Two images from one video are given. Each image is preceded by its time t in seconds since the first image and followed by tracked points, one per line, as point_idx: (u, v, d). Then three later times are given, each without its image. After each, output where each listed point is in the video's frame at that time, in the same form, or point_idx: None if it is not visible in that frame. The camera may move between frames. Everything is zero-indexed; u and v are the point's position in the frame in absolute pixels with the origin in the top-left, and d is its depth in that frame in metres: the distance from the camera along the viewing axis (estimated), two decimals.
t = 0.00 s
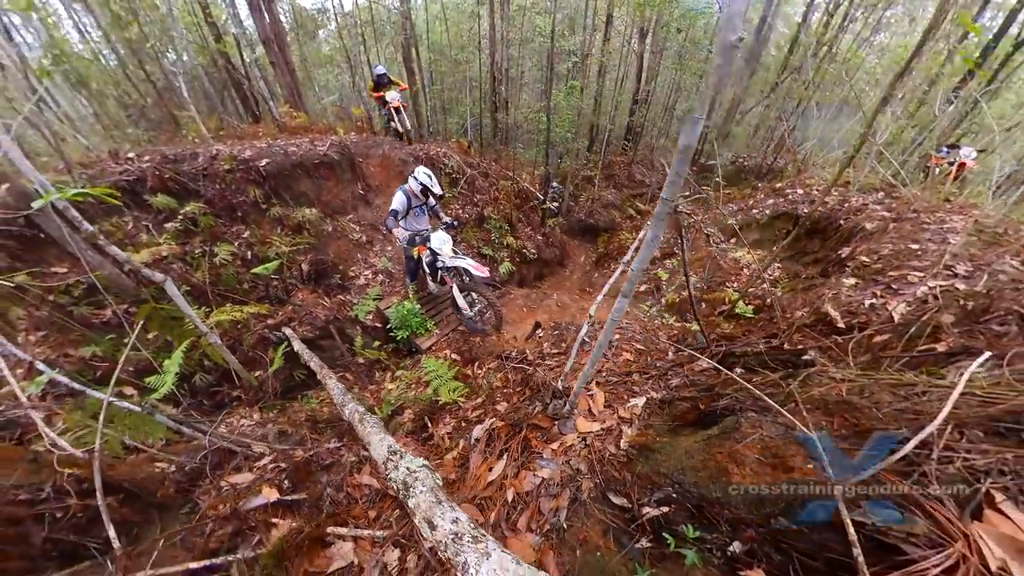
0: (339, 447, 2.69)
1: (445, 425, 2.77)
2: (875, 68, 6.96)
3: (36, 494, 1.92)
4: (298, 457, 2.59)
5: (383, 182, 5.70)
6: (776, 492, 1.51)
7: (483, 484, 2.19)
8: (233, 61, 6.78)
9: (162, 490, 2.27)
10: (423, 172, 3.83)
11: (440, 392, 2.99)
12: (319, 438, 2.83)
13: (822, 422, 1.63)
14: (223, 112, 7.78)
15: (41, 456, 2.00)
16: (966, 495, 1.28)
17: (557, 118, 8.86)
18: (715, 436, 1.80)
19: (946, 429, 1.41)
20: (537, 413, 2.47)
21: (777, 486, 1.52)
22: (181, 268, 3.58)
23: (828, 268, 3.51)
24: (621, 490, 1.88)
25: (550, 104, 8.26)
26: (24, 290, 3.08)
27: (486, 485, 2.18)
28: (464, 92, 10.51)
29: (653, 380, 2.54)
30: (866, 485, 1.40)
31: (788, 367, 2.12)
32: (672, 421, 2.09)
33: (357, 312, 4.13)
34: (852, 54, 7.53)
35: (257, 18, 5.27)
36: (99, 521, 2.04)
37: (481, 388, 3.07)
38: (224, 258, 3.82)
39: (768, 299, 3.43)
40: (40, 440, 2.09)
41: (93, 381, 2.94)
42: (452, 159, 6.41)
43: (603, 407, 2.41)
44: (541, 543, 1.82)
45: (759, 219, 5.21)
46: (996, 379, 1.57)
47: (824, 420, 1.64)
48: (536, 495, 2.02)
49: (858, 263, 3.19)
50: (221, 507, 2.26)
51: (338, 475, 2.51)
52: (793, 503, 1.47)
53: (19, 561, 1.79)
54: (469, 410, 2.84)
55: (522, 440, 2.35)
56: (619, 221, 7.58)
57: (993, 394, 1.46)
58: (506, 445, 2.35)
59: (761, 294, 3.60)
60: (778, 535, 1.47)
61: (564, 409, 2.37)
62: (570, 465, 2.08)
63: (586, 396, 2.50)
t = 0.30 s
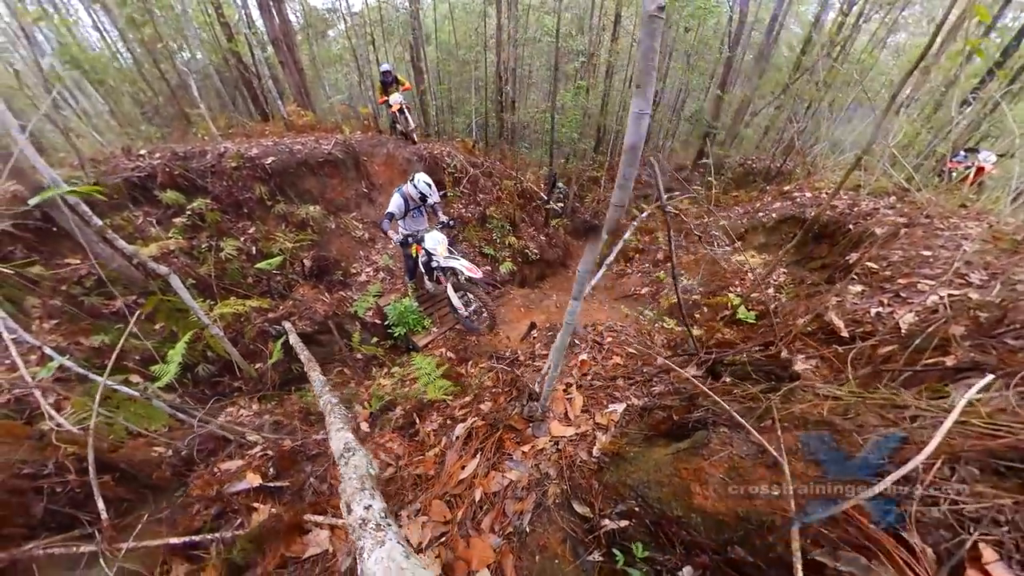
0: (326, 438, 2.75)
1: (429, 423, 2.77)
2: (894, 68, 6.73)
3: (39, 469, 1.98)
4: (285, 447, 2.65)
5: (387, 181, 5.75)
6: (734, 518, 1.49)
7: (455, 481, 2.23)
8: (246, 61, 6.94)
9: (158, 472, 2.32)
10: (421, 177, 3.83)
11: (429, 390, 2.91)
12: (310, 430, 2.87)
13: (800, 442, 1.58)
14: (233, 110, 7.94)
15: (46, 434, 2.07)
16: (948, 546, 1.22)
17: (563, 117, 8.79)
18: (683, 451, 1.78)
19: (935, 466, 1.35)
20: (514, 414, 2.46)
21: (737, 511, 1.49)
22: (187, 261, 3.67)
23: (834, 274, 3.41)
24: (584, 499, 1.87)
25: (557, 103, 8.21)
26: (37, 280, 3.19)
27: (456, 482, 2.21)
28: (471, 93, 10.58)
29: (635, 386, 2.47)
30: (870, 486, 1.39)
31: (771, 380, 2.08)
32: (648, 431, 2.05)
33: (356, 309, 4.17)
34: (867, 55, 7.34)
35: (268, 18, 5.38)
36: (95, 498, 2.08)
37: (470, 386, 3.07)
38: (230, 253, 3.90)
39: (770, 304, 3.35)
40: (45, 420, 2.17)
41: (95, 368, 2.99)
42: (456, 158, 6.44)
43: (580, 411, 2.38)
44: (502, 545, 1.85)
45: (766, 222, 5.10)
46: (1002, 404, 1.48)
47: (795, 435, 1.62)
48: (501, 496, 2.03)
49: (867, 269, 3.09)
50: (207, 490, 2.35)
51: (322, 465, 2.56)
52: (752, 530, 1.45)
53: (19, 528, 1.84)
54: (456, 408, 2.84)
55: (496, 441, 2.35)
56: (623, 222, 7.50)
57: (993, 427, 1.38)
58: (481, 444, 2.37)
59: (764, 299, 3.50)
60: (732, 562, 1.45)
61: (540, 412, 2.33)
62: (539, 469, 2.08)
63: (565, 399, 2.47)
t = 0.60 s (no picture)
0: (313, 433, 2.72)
1: (418, 422, 2.77)
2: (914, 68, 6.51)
3: (40, 451, 2.04)
4: (273, 440, 2.66)
5: (391, 179, 5.80)
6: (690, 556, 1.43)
7: (428, 482, 2.22)
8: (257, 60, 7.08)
9: (153, 460, 2.37)
10: (416, 167, 3.87)
11: (417, 390, 2.92)
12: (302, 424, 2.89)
13: (774, 477, 1.53)
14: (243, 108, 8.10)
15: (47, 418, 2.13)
16: None
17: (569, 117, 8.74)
18: (651, 472, 1.73)
19: (930, 528, 1.23)
20: (492, 418, 2.43)
21: (693, 549, 1.43)
22: (192, 256, 3.74)
23: (843, 282, 3.30)
24: (547, 512, 1.85)
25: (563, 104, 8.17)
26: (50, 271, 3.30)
27: (429, 484, 2.20)
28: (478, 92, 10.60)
29: (620, 394, 2.39)
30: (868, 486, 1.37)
31: (756, 400, 1.98)
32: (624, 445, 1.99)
33: (356, 306, 4.20)
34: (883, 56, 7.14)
35: (277, 18, 5.48)
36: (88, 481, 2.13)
37: (460, 386, 3.06)
38: (235, 248, 3.96)
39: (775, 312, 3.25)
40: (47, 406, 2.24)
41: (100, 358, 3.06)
42: (460, 158, 6.46)
43: (558, 419, 2.33)
44: (464, 551, 1.83)
45: (773, 226, 4.97)
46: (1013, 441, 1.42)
47: (771, 465, 1.57)
48: (469, 501, 2.01)
49: (878, 277, 2.98)
50: (193, 477, 2.38)
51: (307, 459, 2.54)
52: (705, 572, 1.39)
53: (14, 506, 1.88)
54: (445, 409, 2.82)
55: (472, 445, 2.34)
56: (628, 224, 7.41)
57: (1008, 483, 1.23)
58: (458, 446, 2.37)
59: (768, 305, 3.41)
60: None
61: (517, 417, 2.29)
62: (509, 477, 2.06)
63: (544, 406, 2.43)
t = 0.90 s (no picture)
0: (303, 431, 2.71)
1: (408, 424, 2.77)
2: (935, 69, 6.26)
3: (42, 440, 2.09)
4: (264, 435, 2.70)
5: (394, 179, 5.83)
6: None
7: (405, 487, 2.23)
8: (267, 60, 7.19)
9: (151, 451, 2.41)
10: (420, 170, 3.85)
11: (405, 392, 2.93)
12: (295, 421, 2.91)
13: (742, 532, 1.50)
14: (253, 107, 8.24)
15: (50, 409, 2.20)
16: None
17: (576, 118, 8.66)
18: (616, 502, 1.72)
19: None
20: (471, 427, 2.43)
21: None
22: (199, 253, 3.82)
23: (852, 292, 3.19)
24: (513, 528, 1.82)
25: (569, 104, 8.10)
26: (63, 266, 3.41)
27: (405, 488, 2.21)
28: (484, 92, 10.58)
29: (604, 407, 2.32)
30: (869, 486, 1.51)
31: (737, 432, 1.92)
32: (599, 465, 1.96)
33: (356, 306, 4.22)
34: (901, 58, 6.91)
35: (286, 18, 5.54)
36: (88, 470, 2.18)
37: (451, 389, 3.05)
38: (240, 245, 4.03)
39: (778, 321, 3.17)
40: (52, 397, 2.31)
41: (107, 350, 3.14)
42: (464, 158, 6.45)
43: (536, 432, 2.28)
44: (431, 559, 1.82)
45: (782, 231, 4.84)
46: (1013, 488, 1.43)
47: (740, 512, 1.56)
48: (440, 509, 2.01)
49: (888, 288, 2.87)
50: (185, 471, 2.42)
51: (294, 456, 2.53)
52: None
53: (15, 491, 1.95)
54: (435, 412, 2.81)
55: (451, 452, 2.34)
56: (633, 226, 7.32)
57: None
58: (436, 453, 2.38)
59: (773, 315, 3.32)
60: None
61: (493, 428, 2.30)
62: (480, 488, 2.05)
63: (523, 417, 2.39)
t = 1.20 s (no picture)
0: (294, 430, 2.72)
1: (395, 428, 2.76)
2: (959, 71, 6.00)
3: (44, 432, 2.16)
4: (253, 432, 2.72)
5: (398, 179, 5.86)
6: None
7: (380, 493, 2.24)
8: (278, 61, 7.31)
9: (148, 444, 2.48)
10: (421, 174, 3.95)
11: (392, 398, 2.87)
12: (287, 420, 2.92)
13: None
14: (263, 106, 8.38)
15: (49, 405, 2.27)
16: None
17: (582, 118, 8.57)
18: (568, 537, 1.68)
19: None
20: (446, 438, 2.42)
21: None
22: (203, 250, 3.89)
23: (863, 305, 3.07)
24: (471, 547, 1.79)
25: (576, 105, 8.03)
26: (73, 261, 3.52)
27: (380, 494, 2.22)
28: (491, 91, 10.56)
29: (585, 424, 2.23)
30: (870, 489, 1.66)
31: (706, 473, 1.88)
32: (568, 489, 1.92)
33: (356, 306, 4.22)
34: (922, 59, 6.66)
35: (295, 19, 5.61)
36: (86, 462, 2.24)
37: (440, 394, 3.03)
38: (243, 244, 4.09)
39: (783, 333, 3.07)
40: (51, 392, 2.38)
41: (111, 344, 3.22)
42: (468, 158, 6.44)
43: (510, 447, 2.24)
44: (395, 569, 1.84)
45: (791, 238, 4.70)
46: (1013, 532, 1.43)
47: (688, 570, 1.52)
48: (409, 519, 2.02)
49: (900, 302, 2.76)
50: (177, 465, 2.45)
51: (281, 455, 2.54)
52: None
53: (15, 481, 2.01)
54: (423, 416, 2.78)
55: (428, 460, 2.34)
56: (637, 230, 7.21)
57: None
58: (412, 461, 2.37)
59: (778, 326, 3.22)
60: None
61: (464, 442, 2.29)
62: (448, 502, 2.03)
63: (499, 431, 2.36)
